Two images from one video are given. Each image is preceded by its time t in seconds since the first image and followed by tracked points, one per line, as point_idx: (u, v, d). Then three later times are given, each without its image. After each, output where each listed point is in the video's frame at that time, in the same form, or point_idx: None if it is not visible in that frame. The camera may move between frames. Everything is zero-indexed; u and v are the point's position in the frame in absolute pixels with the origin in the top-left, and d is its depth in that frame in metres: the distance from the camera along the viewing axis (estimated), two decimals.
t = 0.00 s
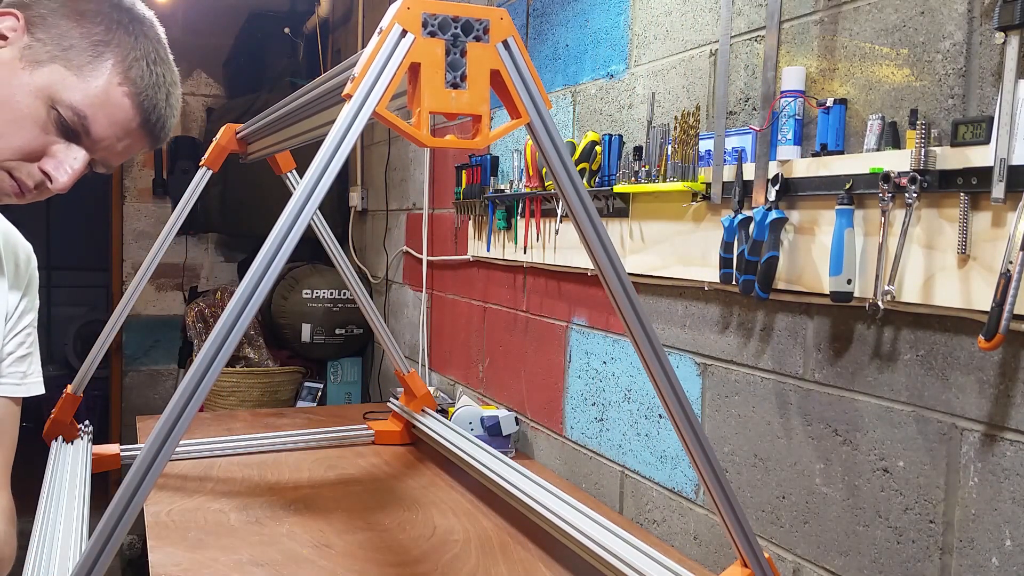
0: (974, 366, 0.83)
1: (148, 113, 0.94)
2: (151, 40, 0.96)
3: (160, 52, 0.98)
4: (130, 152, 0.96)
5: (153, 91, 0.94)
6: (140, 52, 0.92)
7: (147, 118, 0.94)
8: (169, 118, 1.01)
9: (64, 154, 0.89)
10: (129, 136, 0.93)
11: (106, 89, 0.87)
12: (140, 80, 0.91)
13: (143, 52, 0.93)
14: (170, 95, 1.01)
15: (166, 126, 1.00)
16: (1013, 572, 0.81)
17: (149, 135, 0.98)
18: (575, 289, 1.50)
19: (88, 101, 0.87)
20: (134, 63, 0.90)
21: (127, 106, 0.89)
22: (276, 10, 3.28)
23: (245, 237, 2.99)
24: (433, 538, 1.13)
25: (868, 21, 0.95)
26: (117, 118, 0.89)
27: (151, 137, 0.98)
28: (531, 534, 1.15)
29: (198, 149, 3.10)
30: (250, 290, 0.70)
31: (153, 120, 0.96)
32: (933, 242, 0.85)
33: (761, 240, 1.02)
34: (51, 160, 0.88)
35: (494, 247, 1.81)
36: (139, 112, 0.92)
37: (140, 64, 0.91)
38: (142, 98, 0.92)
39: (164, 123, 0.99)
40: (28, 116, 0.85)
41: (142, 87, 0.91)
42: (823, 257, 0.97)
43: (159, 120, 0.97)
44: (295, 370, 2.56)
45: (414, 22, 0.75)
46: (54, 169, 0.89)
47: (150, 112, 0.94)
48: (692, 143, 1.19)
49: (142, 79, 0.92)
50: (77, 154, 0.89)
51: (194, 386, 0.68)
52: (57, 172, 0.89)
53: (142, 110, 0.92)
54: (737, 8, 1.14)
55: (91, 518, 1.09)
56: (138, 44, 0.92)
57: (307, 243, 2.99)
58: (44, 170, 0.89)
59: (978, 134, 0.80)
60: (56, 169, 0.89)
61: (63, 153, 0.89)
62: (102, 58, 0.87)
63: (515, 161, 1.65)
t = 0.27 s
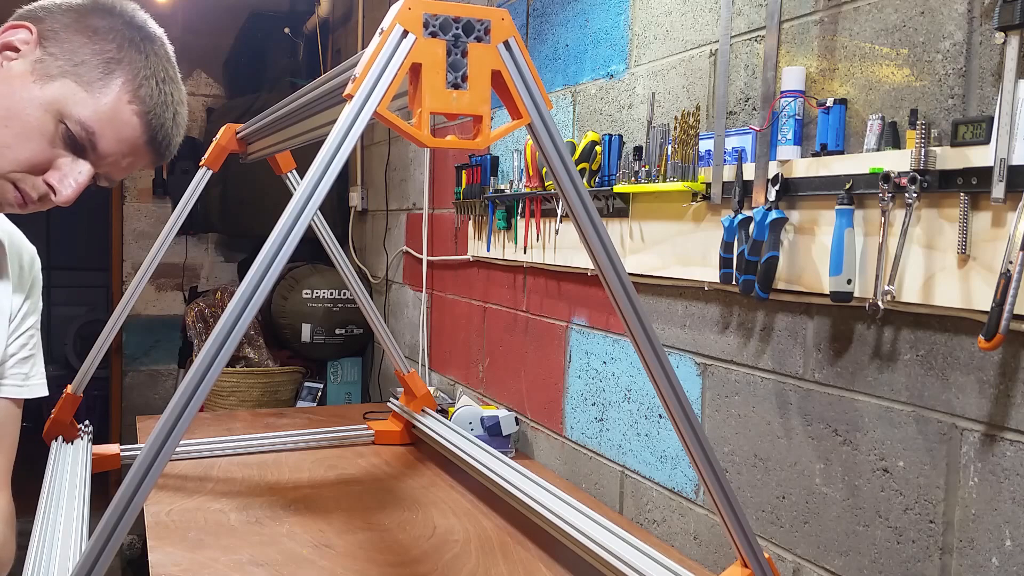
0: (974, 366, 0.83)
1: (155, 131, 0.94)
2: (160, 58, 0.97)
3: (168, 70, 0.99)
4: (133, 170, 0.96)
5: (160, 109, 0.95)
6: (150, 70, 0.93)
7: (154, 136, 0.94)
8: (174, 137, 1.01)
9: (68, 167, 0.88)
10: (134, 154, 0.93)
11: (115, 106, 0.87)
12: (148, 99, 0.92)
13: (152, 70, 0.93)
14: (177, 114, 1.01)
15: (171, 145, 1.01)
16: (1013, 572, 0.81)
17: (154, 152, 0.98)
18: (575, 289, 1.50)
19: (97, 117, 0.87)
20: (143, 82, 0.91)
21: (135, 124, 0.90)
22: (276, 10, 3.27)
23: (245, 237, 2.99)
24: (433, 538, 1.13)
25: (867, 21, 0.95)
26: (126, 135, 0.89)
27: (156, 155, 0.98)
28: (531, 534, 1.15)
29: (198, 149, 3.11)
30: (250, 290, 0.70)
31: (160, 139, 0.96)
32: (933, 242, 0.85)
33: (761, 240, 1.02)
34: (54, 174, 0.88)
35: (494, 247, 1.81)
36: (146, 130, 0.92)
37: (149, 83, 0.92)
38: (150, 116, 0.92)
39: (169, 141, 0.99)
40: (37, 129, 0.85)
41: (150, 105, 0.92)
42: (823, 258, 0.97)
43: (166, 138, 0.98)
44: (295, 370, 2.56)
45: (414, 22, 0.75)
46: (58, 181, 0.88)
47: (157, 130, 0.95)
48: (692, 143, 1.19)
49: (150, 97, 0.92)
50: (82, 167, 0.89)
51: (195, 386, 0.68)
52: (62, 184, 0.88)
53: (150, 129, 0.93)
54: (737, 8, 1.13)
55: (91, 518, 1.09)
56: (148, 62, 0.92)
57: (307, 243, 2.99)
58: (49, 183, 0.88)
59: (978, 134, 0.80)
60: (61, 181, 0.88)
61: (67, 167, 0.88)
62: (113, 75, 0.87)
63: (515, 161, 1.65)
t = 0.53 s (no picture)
0: (974, 366, 0.83)
1: (161, 139, 0.94)
2: (168, 67, 0.97)
3: (176, 79, 0.99)
4: (138, 177, 0.96)
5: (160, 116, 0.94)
6: (156, 79, 0.93)
7: (159, 144, 0.94)
8: (180, 146, 1.01)
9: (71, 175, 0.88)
10: (139, 162, 0.93)
11: (123, 114, 0.87)
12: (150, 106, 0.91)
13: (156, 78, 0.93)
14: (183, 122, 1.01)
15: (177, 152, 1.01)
16: (1013, 572, 0.81)
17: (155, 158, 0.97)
18: (575, 289, 1.50)
19: (104, 124, 0.87)
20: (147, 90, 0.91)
21: (141, 132, 0.90)
22: (276, 10, 3.27)
23: (245, 237, 2.99)
24: (433, 538, 1.13)
25: (867, 20, 0.95)
26: (132, 143, 0.89)
27: (161, 162, 0.98)
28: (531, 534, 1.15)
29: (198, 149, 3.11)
30: (250, 290, 0.70)
31: (165, 147, 0.96)
32: (933, 242, 0.85)
33: (761, 240, 1.02)
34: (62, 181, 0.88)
35: (494, 247, 1.81)
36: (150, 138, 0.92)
37: (156, 91, 0.92)
38: (156, 124, 0.93)
39: (175, 149, 0.99)
40: (44, 135, 0.85)
41: (157, 114, 0.92)
42: (823, 257, 0.97)
43: (171, 146, 0.98)
44: (295, 370, 2.56)
45: (414, 22, 0.75)
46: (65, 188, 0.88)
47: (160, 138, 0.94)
48: (692, 143, 1.19)
49: (157, 106, 0.92)
50: (87, 174, 0.89)
51: (195, 386, 0.68)
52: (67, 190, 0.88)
53: (156, 137, 0.93)
54: (737, 8, 1.13)
55: (90, 518, 1.09)
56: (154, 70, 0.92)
57: (307, 243, 2.99)
58: (54, 189, 0.88)
59: (978, 134, 0.80)
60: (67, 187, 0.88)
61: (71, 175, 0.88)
62: (120, 83, 0.87)
63: (515, 161, 1.65)
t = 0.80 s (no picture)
0: (974, 366, 0.83)
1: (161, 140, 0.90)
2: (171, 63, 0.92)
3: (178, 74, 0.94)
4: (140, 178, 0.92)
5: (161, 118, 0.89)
6: (151, 76, 0.87)
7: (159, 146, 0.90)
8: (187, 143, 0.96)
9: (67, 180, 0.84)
10: (136, 164, 0.89)
11: (113, 116, 0.83)
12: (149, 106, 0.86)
13: (152, 75, 0.87)
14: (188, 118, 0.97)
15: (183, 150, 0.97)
16: (1013, 572, 0.80)
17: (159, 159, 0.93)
18: (575, 289, 1.50)
19: (94, 128, 0.82)
20: (145, 88, 0.86)
21: (134, 135, 0.85)
22: (276, 10, 3.27)
23: (245, 237, 2.99)
24: (433, 538, 1.13)
25: (867, 20, 0.95)
26: (125, 146, 0.85)
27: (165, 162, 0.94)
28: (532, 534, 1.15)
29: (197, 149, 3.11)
30: (250, 290, 0.70)
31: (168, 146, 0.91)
32: (933, 242, 0.85)
33: (761, 240, 1.02)
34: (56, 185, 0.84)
35: (494, 247, 1.81)
36: (148, 140, 0.88)
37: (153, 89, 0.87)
38: (150, 126, 0.87)
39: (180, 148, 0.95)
40: (34, 142, 0.82)
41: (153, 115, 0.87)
42: (823, 258, 0.97)
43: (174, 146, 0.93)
44: (295, 370, 2.56)
45: (414, 22, 0.75)
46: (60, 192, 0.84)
47: (159, 139, 0.89)
48: (693, 143, 1.19)
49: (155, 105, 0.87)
50: (82, 179, 0.85)
51: (195, 386, 0.68)
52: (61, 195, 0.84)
53: (154, 138, 0.88)
54: (737, 8, 1.14)
55: (91, 518, 1.09)
56: (148, 67, 0.86)
57: (307, 243, 2.99)
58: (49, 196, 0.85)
59: (978, 134, 0.80)
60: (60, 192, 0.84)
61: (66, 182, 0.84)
62: (110, 84, 0.83)
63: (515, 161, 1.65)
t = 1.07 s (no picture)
0: (974, 366, 0.83)
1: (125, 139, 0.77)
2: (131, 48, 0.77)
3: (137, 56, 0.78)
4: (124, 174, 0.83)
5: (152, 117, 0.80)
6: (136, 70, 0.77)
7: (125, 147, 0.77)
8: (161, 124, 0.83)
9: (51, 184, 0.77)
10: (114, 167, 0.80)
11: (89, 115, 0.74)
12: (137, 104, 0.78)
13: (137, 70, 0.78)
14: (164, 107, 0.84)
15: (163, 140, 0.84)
16: (1013, 572, 0.80)
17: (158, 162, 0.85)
18: (575, 289, 1.50)
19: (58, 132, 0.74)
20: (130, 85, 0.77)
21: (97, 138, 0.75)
22: (276, 10, 3.27)
23: (245, 237, 3.00)
24: (433, 538, 1.13)
25: (868, 20, 0.95)
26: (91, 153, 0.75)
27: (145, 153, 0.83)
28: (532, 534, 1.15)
29: (198, 149, 3.11)
30: (250, 290, 0.70)
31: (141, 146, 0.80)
32: (933, 242, 0.85)
33: (761, 240, 1.02)
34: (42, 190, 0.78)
35: (494, 247, 1.81)
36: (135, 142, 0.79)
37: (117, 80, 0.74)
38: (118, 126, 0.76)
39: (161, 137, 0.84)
40: None
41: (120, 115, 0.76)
42: (823, 258, 0.97)
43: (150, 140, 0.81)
44: (295, 370, 2.56)
45: (414, 22, 0.75)
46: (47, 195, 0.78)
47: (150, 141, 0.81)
48: (692, 143, 1.18)
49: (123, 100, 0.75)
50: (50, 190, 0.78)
51: (194, 386, 0.68)
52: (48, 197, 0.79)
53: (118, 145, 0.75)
54: (737, 8, 1.14)
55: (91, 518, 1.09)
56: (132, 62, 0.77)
57: (307, 243, 2.99)
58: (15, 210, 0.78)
59: (978, 134, 0.80)
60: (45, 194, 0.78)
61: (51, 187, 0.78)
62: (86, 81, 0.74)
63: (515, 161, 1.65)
